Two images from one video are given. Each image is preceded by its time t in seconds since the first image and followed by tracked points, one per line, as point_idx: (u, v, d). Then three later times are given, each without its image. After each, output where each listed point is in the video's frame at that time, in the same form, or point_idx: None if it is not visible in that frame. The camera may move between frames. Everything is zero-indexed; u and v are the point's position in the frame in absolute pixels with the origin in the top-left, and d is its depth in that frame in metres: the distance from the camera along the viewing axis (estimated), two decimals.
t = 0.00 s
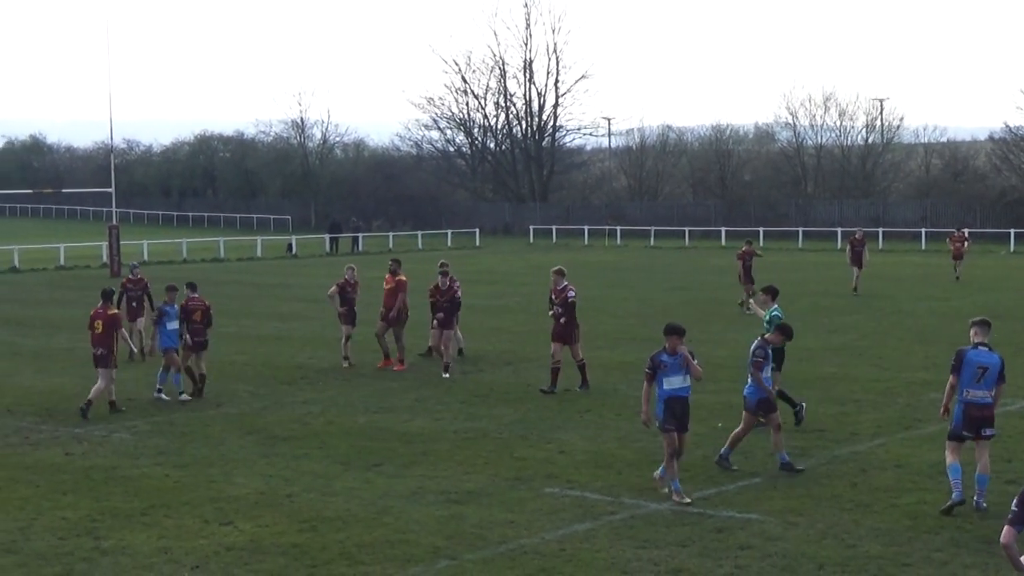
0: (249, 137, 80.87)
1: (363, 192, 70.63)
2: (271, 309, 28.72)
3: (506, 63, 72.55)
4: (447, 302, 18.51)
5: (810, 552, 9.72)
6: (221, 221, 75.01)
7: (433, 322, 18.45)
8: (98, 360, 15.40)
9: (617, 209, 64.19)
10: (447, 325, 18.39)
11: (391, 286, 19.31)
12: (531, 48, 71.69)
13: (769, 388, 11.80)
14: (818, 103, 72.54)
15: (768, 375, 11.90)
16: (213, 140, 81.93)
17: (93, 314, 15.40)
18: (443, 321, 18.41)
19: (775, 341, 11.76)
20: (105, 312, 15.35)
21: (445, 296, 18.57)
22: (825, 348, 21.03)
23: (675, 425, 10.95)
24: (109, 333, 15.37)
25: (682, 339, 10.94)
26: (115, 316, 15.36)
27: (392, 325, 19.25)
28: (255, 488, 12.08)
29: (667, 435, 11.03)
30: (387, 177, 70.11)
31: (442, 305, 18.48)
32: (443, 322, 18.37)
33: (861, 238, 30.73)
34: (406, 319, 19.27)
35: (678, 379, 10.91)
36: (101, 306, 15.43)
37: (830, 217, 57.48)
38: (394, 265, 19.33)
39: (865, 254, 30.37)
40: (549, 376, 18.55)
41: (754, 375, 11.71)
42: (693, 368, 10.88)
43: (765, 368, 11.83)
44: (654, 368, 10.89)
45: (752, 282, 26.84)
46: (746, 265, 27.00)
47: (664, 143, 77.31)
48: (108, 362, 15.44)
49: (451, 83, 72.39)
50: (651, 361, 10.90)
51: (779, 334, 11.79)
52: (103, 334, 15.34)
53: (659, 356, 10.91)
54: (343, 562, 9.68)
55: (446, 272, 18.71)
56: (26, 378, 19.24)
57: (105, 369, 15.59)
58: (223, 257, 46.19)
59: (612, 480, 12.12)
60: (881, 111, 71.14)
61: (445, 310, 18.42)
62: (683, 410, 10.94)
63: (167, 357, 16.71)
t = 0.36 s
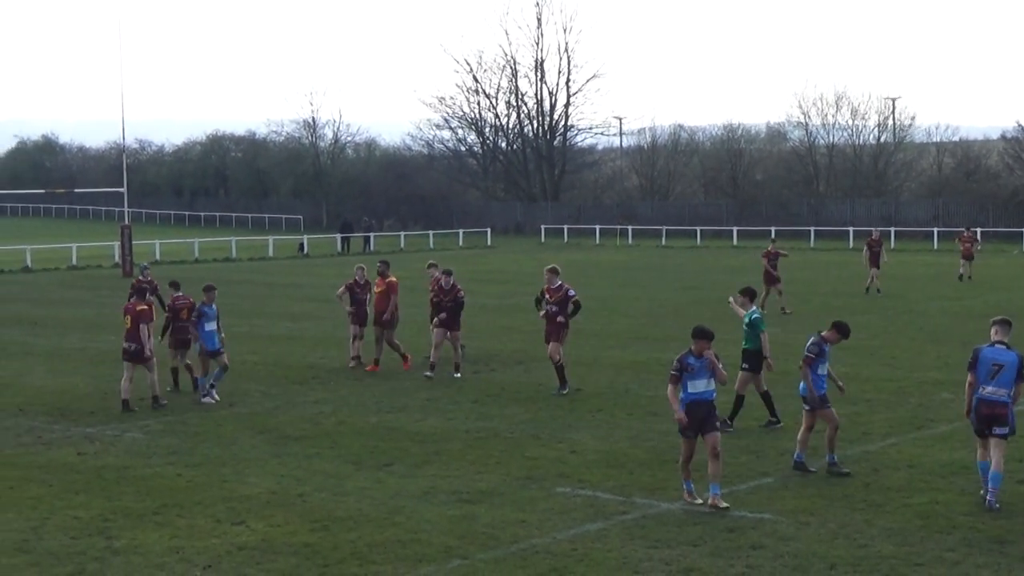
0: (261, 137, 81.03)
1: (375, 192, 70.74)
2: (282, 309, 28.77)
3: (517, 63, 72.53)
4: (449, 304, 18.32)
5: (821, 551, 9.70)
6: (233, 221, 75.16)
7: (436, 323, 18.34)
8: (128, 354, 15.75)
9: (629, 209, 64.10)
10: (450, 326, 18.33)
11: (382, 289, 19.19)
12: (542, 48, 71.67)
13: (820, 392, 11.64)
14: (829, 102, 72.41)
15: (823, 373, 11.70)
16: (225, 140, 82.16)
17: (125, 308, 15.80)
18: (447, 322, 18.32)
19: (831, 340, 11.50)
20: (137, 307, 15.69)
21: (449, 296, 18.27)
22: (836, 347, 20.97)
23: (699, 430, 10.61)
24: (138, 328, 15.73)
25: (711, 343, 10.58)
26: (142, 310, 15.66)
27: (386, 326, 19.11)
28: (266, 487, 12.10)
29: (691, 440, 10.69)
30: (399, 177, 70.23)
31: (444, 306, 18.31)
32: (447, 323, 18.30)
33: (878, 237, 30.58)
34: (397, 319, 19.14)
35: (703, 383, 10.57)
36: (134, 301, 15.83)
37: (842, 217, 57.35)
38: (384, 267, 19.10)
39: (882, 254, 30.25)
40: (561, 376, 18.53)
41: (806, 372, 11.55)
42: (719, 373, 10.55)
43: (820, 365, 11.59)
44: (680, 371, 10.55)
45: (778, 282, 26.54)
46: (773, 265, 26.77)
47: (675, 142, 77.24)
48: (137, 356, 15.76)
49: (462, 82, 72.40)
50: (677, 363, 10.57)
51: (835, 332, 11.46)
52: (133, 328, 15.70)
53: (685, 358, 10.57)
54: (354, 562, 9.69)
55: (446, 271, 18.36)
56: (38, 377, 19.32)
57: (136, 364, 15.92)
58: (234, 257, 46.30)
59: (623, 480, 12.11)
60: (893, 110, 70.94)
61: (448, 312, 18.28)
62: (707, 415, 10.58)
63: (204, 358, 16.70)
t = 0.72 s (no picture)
0: (269, 137, 81.20)
1: (383, 193, 70.87)
2: (290, 309, 28.81)
3: (525, 63, 72.55)
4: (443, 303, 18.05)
5: (830, 551, 9.69)
6: (241, 221, 75.34)
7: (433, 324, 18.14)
8: (164, 354, 16.04)
9: (637, 209, 64.07)
10: (446, 325, 18.08)
11: (378, 290, 19.03)
12: (551, 48, 71.68)
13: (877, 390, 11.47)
14: (838, 102, 72.38)
15: (876, 373, 11.52)
16: (233, 141, 82.44)
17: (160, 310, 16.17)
18: (444, 322, 18.09)
19: (882, 340, 11.33)
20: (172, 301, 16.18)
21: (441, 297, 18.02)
22: (845, 347, 20.93)
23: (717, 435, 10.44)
24: (173, 328, 16.05)
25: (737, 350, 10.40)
26: (175, 310, 16.02)
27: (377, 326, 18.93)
28: (275, 488, 12.12)
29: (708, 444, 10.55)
30: (407, 178, 70.26)
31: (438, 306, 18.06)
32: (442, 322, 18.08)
33: (892, 237, 30.50)
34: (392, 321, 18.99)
35: (725, 389, 10.39)
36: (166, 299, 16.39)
37: (851, 216, 57.32)
38: (380, 268, 18.96)
39: (897, 254, 30.18)
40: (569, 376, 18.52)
41: (857, 374, 11.35)
42: (740, 379, 10.36)
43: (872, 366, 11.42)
44: (700, 374, 10.44)
45: (795, 279, 26.35)
46: (790, 263, 26.56)
47: (684, 142, 77.24)
48: (171, 355, 16.05)
49: (471, 82, 72.45)
50: (699, 365, 10.45)
51: (886, 331, 11.28)
52: (168, 328, 16.04)
53: (708, 361, 10.44)
54: (363, 562, 9.70)
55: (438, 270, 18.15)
56: (48, 378, 19.37)
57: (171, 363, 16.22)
58: (244, 257, 46.44)
59: (631, 480, 12.11)
60: (901, 109, 70.85)
61: (442, 312, 18.03)
62: (728, 420, 10.41)
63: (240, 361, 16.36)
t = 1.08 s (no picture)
0: (276, 138, 81.33)
1: (390, 193, 70.93)
2: (297, 309, 28.88)
3: (532, 63, 72.53)
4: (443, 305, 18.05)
5: (837, 552, 9.68)
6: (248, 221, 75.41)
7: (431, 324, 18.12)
8: (195, 352, 16.16)
9: (644, 209, 64.02)
10: (444, 327, 18.05)
11: (377, 290, 18.96)
12: (557, 48, 71.65)
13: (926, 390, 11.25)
14: (844, 102, 72.29)
15: (924, 377, 11.24)
16: (240, 141, 82.68)
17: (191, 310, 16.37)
18: (441, 322, 18.05)
19: (930, 341, 11.10)
20: (162, 299, 18.24)
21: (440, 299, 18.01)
22: (852, 347, 20.92)
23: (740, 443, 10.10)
24: (202, 328, 16.21)
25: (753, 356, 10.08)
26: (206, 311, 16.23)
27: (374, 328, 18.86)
28: (282, 488, 12.14)
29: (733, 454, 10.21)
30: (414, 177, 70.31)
31: (437, 308, 18.04)
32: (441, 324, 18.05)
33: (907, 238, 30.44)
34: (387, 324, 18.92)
35: (743, 396, 10.06)
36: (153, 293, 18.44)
37: (857, 216, 57.24)
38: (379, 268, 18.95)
39: (911, 254, 30.15)
40: (576, 376, 18.53)
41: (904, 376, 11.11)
42: (758, 386, 10.00)
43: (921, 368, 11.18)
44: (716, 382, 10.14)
45: (807, 279, 26.26)
46: (803, 263, 26.46)
47: (690, 143, 77.20)
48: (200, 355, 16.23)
49: (478, 82, 72.45)
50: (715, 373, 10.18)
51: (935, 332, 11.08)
52: (199, 327, 16.19)
53: (725, 369, 10.15)
54: (371, 562, 9.71)
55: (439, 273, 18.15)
56: (55, 378, 19.42)
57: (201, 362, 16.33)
58: (250, 257, 46.52)
59: (638, 480, 12.11)
60: (908, 109, 70.76)
61: (441, 314, 18.01)
62: (749, 428, 10.07)
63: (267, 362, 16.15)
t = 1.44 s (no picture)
0: (284, 140, 81.55)
1: (398, 195, 71.06)
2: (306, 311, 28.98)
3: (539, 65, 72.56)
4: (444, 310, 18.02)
5: (845, 553, 9.67)
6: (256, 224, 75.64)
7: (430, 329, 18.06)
8: (223, 348, 16.55)
9: (651, 211, 64.05)
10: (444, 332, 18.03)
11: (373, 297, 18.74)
12: (565, 50, 71.69)
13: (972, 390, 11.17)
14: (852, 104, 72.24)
15: (971, 379, 11.15)
16: (248, 143, 82.97)
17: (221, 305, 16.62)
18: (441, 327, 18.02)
19: (979, 341, 11.03)
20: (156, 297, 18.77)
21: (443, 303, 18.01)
22: (861, 349, 20.93)
23: (758, 450, 9.90)
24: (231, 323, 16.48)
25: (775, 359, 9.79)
26: (237, 307, 16.49)
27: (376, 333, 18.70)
28: (290, 489, 12.16)
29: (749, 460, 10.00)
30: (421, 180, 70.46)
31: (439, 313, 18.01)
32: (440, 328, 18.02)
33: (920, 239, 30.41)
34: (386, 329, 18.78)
35: (764, 401, 9.82)
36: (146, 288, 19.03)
37: (865, 217, 57.25)
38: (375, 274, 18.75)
39: (926, 256, 30.07)
40: (584, 378, 18.57)
41: (949, 375, 11.05)
42: (780, 392, 9.77)
43: (967, 370, 11.11)
44: (737, 386, 9.89)
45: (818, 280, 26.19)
46: (814, 265, 26.37)
47: (698, 145, 77.13)
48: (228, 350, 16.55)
49: (485, 84, 72.50)
50: (736, 377, 9.87)
51: (983, 331, 11.01)
52: (229, 323, 16.49)
53: (746, 373, 9.86)
54: (378, 564, 9.71)
55: (444, 277, 18.16)
56: (64, 380, 19.49)
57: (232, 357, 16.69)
58: (259, 259, 46.77)
59: (646, 481, 12.12)
60: (916, 111, 70.60)
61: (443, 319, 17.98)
62: (769, 434, 9.85)
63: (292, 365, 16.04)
